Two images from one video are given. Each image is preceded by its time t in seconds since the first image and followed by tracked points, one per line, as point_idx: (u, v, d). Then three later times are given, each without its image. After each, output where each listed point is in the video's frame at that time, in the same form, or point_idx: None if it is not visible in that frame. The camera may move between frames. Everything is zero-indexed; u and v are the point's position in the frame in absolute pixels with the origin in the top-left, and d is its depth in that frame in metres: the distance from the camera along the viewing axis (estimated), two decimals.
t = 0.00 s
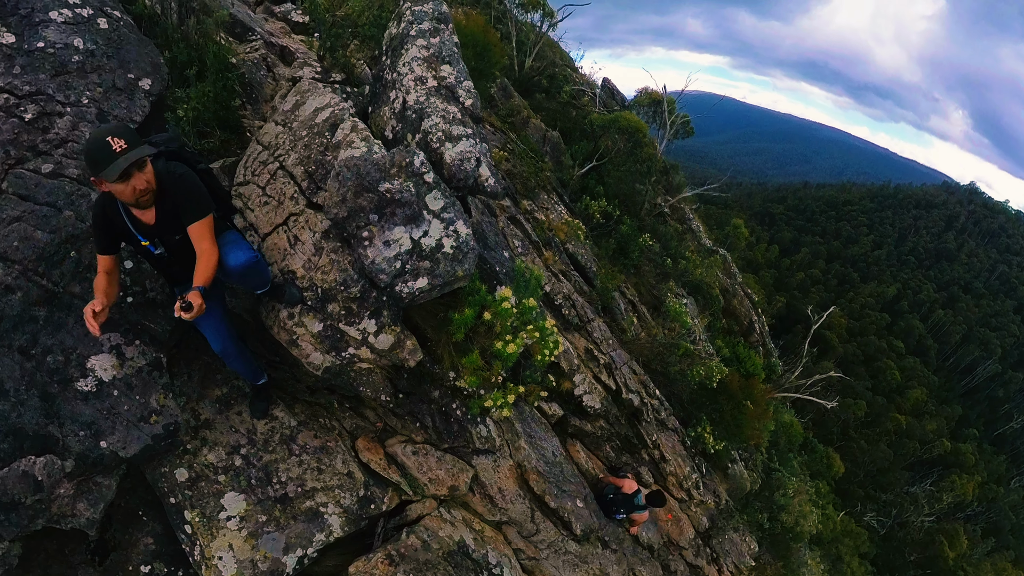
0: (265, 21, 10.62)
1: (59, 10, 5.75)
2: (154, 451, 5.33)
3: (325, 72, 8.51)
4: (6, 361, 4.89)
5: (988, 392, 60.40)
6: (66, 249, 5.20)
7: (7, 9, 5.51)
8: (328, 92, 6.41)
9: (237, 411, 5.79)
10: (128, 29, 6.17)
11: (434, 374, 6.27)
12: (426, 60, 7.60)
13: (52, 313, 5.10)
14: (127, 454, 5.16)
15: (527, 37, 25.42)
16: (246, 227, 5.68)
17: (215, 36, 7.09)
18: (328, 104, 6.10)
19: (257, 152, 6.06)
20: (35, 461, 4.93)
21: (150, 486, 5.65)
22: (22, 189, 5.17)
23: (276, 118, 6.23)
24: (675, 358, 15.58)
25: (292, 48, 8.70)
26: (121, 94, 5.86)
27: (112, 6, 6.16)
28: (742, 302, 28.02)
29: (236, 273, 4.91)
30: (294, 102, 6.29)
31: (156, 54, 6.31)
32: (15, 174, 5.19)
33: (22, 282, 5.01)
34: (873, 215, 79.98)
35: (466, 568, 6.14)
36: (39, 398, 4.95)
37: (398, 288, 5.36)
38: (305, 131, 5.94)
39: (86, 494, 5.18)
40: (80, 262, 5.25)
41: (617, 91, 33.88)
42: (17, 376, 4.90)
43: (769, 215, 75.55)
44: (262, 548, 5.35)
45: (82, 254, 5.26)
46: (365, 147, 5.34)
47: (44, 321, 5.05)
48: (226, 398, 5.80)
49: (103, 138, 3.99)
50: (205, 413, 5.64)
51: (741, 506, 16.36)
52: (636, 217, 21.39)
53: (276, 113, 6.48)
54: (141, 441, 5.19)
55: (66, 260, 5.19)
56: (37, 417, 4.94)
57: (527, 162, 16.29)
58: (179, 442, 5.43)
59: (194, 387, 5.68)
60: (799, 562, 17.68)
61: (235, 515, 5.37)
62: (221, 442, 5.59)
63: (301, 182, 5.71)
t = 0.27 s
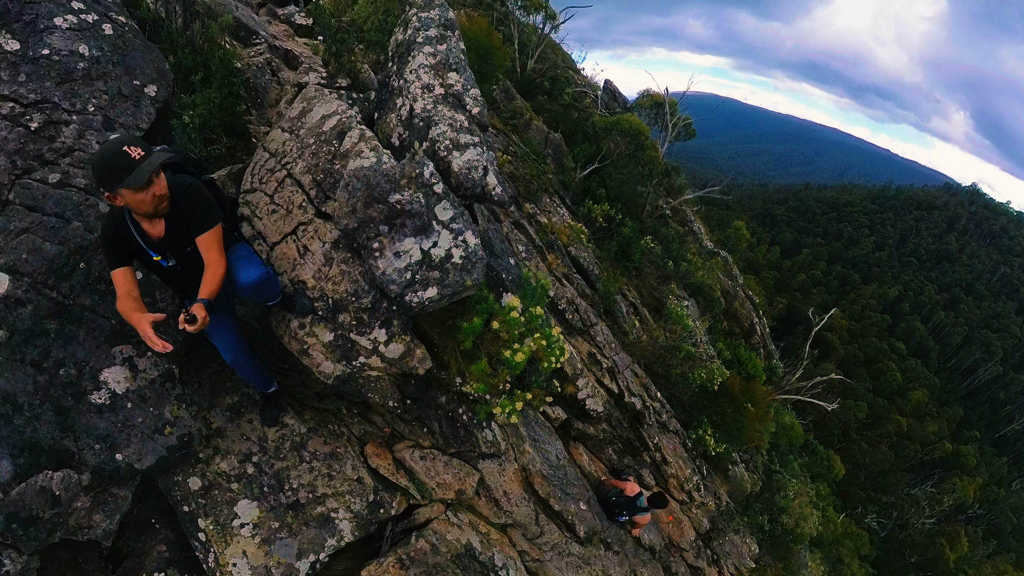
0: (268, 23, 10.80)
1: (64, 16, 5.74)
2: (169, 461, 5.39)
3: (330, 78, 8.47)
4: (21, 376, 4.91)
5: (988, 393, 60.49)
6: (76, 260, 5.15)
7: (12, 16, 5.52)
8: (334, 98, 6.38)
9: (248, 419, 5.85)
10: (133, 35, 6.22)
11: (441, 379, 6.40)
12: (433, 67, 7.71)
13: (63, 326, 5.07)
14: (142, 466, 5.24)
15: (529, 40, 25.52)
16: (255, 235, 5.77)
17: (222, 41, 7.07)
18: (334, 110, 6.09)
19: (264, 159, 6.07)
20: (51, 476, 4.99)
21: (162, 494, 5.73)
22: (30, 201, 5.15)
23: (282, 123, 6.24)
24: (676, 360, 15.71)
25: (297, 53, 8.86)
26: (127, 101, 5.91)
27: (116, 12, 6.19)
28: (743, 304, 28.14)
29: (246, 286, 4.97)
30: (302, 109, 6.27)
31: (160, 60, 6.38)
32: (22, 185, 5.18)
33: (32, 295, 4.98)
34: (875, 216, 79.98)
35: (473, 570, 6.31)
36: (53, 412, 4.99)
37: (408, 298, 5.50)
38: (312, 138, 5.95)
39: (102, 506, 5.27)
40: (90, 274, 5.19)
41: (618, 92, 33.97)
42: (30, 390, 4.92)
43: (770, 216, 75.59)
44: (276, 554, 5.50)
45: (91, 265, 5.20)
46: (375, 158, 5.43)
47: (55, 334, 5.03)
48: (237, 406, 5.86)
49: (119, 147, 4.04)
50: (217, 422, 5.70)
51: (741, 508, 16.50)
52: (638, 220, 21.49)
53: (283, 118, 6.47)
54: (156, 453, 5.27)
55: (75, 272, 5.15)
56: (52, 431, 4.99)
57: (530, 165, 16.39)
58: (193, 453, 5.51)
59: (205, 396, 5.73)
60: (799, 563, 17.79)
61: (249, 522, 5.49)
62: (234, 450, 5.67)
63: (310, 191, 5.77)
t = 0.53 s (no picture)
0: (272, 26, 10.90)
1: (68, 23, 5.77)
2: (184, 472, 5.43)
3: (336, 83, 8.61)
4: (35, 390, 4.92)
5: (989, 395, 60.60)
6: (86, 272, 5.14)
7: (16, 21, 5.55)
8: (341, 105, 6.54)
9: (259, 427, 5.90)
10: (138, 40, 6.22)
11: (448, 385, 6.52)
12: (440, 75, 7.84)
13: (74, 339, 5.08)
14: (158, 478, 5.28)
15: (531, 42, 25.62)
16: (264, 244, 5.88)
17: (225, 45, 7.28)
18: (342, 118, 6.22)
19: (272, 166, 6.21)
20: (69, 490, 4.99)
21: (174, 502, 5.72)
22: (38, 211, 5.12)
23: (290, 131, 6.40)
24: (678, 363, 15.83)
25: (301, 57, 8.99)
26: (134, 108, 5.91)
27: (122, 17, 6.19)
28: (743, 305, 28.26)
29: (259, 298, 4.99)
30: (309, 115, 6.42)
31: (166, 65, 6.37)
32: (29, 197, 5.15)
33: (42, 308, 4.95)
34: (876, 218, 80.01)
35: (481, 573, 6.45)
36: (68, 425, 5.02)
37: (418, 308, 5.63)
38: (320, 147, 6.09)
39: (119, 518, 5.31)
40: (100, 286, 5.19)
41: (619, 94, 34.10)
42: (45, 405, 4.93)
43: (771, 218, 75.61)
44: (289, 560, 5.58)
45: (101, 277, 5.20)
46: (385, 168, 5.53)
47: (67, 347, 5.04)
48: (248, 414, 5.92)
49: (137, 158, 4.03)
50: (228, 430, 5.77)
51: (742, 509, 16.62)
52: (640, 222, 21.59)
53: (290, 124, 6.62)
54: (171, 464, 5.31)
55: (85, 283, 5.14)
56: (68, 445, 5.01)
57: (533, 168, 16.48)
58: (207, 463, 5.57)
59: (216, 406, 5.80)
60: (799, 564, 17.94)
61: (262, 530, 5.57)
62: (246, 459, 5.73)
63: (318, 201, 5.87)
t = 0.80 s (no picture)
0: (276, 28, 11.01)
1: (74, 28, 5.91)
2: (195, 479, 5.51)
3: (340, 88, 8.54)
4: (46, 400, 5.00)
5: (990, 397, 60.64)
6: (95, 280, 5.22)
7: (21, 28, 5.69)
8: (346, 112, 6.68)
9: (267, 432, 5.94)
10: (142, 45, 6.37)
11: (453, 389, 6.63)
12: (446, 81, 7.98)
13: (85, 348, 5.16)
14: (171, 484, 5.37)
15: (533, 43, 25.72)
16: (271, 250, 5.93)
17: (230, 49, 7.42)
18: (348, 125, 6.34)
19: (277, 172, 6.30)
20: (83, 499, 5.12)
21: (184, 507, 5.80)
22: (46, 220, 5.19)
23: (296, 137, 6.49)
24: (679, 365, 15.90)
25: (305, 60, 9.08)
26: (140, 114, 6.05)
27: (126, 23, 6.37)
28: (744, 307, 28.34)
29: (270, 306, 5.09)
30: (314, 121, 6.52)
31: (170, 70, 6.50)
32: (38, 205, 5.23)
33: (52, 317, 5.04)
34: (878, 219, 79.93)
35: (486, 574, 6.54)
36: (80, 435, 5.10)
37: (425, 315, 5.73)
38: (326, 153, 6.20)
39: (131, 524, 5.40)
40: (109, 295, 5.26)
41: (621, 96, 34.21)
42: (57, 414, 5.02)
43: (772, 219, 75.61)
44: (299, 563, 5.70)
45: (110, 285, 5.27)
46: (393, 178, 5.66)
47: (78, 356, 5.12)
48: (256, 419, 5.96)
49: (153, 167, 4.12)
50: (236, 435, 5.82)
51: (742, 511, 16.71)
52: (641, 224, 21.68)
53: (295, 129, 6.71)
54: (183, 471, 5.40)
55: (94, 292, 5.22)
56: (81, 454, 5.11)
57: (535, 171, 16.57)
58: (217, 470, 5.63)
59: (224, 412, 5.83)
60: (800, 566, 17.99)
61: (272, 533, 5.68)
62: (255, 464, 5.79)
63: (325, 208, 5.99)
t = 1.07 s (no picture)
0: (279, 29, 11.12)
1: (80, 30, 5.85)
2: (203, 477, 5.62)
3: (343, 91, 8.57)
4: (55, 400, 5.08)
5: (991, 399, 60.60)
6: (104, 282, 5.33)
7: (30, 30, 5.67)
8: (351, 114, 6.72)
9: (272, 431, 6.08)
10: (149, 47, 6.30)
11: (456, 390, 6.71)
12: (449, 85, 8.10)
13: (93, 348, 5.25)
14: (178, 483, 5.47)
15: (535, 44, 25.80)
16: (277, 251, 6.02)
17: (232, 51, 7.62)
18: (352, 128, 6.41)
19: (282, 174, 6.38)
20: (93, 497, 5.22)
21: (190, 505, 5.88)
22: (53, 222, 5.30)
23: (301, 139, 6.59)
24: (679, 367, 15.97)
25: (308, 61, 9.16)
26: (146, 117, 5.99)
27: (133, 24, 6.27)
28: (745, 309, 28.40)
29: (279, 308, 5.20)
30: (319, 124, 6.61)
31: (177, 74, 6.38)
32: (45, 205, 5.33)
33: (61, 318, 5.14)
34: (879, 220, 79.88)
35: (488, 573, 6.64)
36: (89, 434, 5.19)
37: (429, 316, 5.82)
38: (332, 156, 6.28)
39: (139, 522, 5.44)
40: (116, 296, 5.37)
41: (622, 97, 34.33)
42: (65, 414, 5.11)
43: (773, 220, 75.61)
44: (304, 560, 5.78)
45: (118, 287, 5.38)
46: (398, 180, 5.76)
47: (86, 356, 5.21)
48: (261, 420, 6.09)
49: (165, 172, 4.21)
50: (242, 434, 5.91)
51: (742, 512, 16.77)
52: (642, 226, 21.77)
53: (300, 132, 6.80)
54: (191, 470, 5.50)
55: (102, 293, 5.32)
56: (91, 454, 5.20)
57: (537, 172, 16.65)
58: (223, 469, 5.77)
59: (230, 411, 5.91)
60: (800, 567, 18.05)
61: (277, 531, 5.74)
62: (260, 463, 5.90)
63: (330, 210, 6.07)
